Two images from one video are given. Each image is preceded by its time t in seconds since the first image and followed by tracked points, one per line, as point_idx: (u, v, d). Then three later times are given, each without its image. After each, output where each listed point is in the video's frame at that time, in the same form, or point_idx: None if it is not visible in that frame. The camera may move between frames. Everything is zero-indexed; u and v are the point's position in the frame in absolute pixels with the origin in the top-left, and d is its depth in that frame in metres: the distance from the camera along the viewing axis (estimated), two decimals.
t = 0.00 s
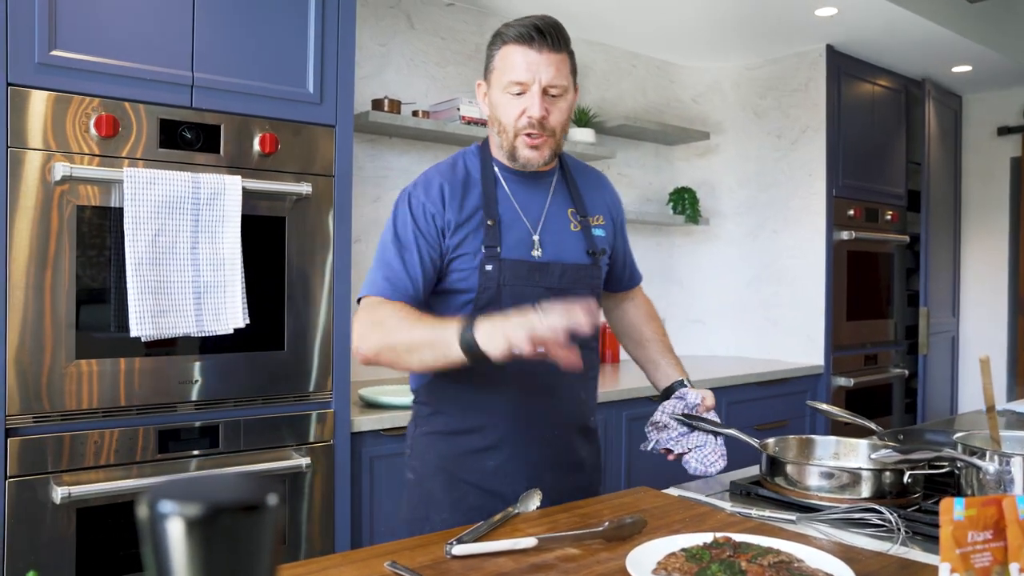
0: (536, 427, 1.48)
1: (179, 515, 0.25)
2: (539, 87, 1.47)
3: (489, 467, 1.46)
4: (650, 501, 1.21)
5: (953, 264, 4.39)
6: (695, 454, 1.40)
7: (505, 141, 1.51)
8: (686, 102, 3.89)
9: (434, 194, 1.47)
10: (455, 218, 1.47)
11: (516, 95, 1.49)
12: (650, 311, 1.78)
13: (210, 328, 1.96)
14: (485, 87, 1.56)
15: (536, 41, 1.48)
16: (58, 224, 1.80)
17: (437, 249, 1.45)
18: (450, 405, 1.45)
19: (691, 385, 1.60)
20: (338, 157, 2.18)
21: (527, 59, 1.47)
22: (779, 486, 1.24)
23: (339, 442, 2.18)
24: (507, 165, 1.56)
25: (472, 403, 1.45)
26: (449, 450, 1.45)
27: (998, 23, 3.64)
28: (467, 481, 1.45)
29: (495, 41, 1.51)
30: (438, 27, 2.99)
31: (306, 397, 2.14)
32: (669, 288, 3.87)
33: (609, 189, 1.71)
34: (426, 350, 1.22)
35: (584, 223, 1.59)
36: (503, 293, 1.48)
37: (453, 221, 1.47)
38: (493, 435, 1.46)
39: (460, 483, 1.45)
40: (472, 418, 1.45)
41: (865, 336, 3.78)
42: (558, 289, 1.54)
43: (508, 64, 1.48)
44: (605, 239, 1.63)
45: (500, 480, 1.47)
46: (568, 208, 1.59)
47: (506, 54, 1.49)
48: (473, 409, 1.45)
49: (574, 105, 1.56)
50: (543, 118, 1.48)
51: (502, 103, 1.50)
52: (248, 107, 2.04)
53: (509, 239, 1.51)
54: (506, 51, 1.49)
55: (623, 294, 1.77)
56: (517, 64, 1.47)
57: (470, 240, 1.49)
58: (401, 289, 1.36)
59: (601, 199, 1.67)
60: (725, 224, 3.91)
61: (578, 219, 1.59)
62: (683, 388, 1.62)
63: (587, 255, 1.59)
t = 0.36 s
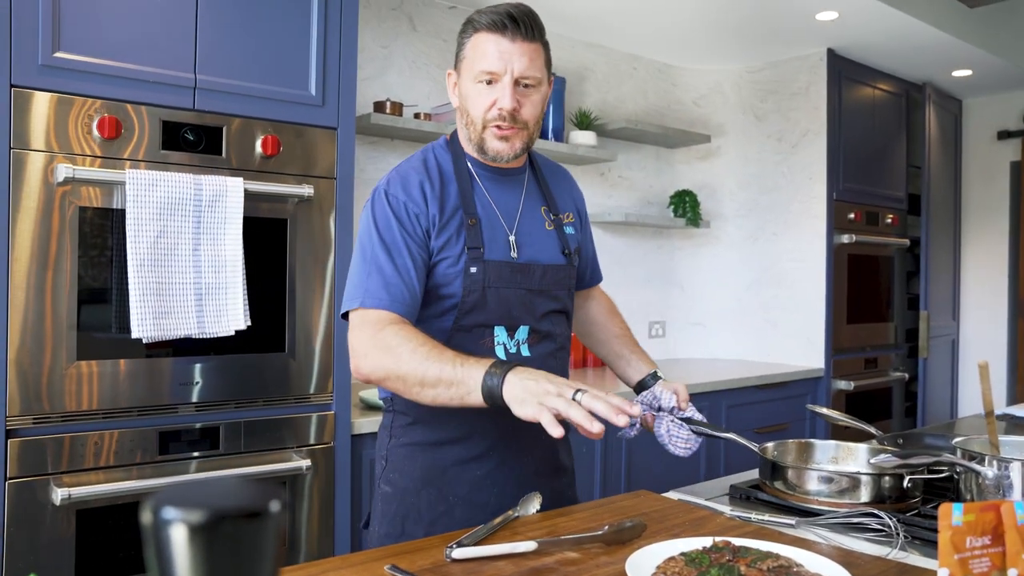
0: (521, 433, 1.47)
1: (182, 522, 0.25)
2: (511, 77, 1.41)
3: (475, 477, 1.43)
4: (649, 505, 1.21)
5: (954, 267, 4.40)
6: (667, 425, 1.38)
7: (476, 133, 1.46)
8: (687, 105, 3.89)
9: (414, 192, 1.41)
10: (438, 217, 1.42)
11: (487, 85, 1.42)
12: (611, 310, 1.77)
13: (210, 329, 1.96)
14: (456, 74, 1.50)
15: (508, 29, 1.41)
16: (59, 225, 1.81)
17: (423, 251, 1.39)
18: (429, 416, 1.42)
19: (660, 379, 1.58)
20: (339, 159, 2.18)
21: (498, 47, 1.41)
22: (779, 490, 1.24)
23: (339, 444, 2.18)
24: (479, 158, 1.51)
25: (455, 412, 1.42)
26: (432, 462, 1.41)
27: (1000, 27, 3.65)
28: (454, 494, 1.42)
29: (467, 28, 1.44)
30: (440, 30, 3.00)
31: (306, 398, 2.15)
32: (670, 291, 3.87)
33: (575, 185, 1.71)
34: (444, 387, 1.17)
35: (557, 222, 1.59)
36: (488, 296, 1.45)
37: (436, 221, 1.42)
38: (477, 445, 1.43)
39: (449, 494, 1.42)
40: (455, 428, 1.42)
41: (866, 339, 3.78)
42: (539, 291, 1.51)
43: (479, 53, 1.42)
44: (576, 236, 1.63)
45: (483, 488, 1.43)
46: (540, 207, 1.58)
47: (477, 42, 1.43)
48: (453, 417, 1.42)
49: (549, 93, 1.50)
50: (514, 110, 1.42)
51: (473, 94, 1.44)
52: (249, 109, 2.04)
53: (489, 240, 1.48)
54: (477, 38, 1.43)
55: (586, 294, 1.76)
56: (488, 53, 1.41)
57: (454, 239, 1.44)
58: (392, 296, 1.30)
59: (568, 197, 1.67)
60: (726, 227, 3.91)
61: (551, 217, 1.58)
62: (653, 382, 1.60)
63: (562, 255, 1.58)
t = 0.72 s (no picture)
0: (525, 440, 1.46)
1: (182, 531, 0.26)
2: (509, 89, 1.41)
3: (479, 482, 1.43)
4: (647, 513, 1.22)
5: (953, 274, 4.40)
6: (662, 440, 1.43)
7: (475, 143, 1.47)
8: (686, 112, 3.90)
9: (420, 200, 1.42)
10: (443, 225, 1.43)
11: (487, 96, 1.43)
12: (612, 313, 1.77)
13: (210, 336, 1.96)
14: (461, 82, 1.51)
15: (509, 40, 1.41)
16: (60, 231, 1.81)
17: (428, 259, 1.40)
18: (432, 421, 1.42)
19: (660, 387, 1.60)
20: (340, 166, 2.19)
21: (498, 58, 1.41)
22: (778, 499, 1.24)
23: (338, 450, 2.18)
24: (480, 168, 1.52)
25: (459, 417, 1.42)
26: (434, 466, 1.41)
27: (998, 35, 3.66)
28: (456, 499, 1.42)
29: (469, 37, 1.44)
30: (440, 37, 3.01)
31: (306, 405, 2.15)
32: (669, 298, 3.87)
33: (581, 192, 1.72)
34: (450, 393, 1.16)
35: (564, 229, 1.59)
36: (492, 303, 1.45)
37: (441, 228, 1.42)
38: (480, 450, 1.43)
39: (451, 500, 1.42)
40: (460, 433, 1.42)
41: (865, 346, 3.78)
42: (544, 298, 1.51)
43: (479, 63, 1.42)
44: (581, 243, 1.63)
45: (485, 494, 1.44)
46: (546, 214, 1.58)
47: (479, 52, 1.43)
48: (457, 422, 1.42)
49: (552, 106, 1.49)
50: (511, 122, 1.42)
51: (473, 103, 1.44)
52: (250, 116, 2.05)
53: (493, 246, 1.48)
54: (479, 48, 1.43)
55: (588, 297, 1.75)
56: (488, 63, 1.41)
57: (460, 247, 1.45)
58: (398, 302, 1.31)
59: (574, 204, 1.68)
60: (725, 234, 3.92)
61: (557, 224, 1.58)
62: (653, 391, 1.61)
63: (568, 262, 1.58)
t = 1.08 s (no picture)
0: (529, 440, 1.46)
1: (174, 533, 0.26)
2: (538, 93, 1.42)
3: (480, 483, 1.43)
4: (643, 516, 1.22)
5: (949, 279, 4.41)
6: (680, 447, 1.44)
7: (501, 147, 1.45)
8: (683, 117, 3.91)
9: (415, 202, 1.43)
10: (437, 230, 1.43)
11: (515, 101, 1.42)
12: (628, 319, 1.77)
13: (207, 340, 1.96)
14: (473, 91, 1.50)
15: (532, 47, 1.43)
16: (56, 236, 1.81)
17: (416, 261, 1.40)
18: (438, 421, 1.42)
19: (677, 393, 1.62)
20: (337, 171, 2.20)
21: (525, 63, 1.42)
22: (772, 502, 1.25)
23: (335, 455, 2.19)
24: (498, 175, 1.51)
25: (461, 418, 1.42)
26: (438, 467, 1.42)
27: (992, 41, 3.68)
28: (459, 501, 1.42)
29: (489, 45, 1.45)
30: (437, 43, 3.02)
31: (303, 409, 2.15)
32: (666, 302, 3.88)
33: (589, 197, 1.71)
34: (388, 335, 1.20)
35: (567, 233, 1.59)
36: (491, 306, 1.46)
37: (435, 233, 1.43)
38: (484, 451, 1.42)
39: (452, 502, 1.42)
40: (462, 434, 1.42)
41: (862, 350, 3.79)
42: (545, 300, 1.52)
43: (504, 69, 1.42)
44: (587, 248, 1.63)
45: (487, 495, 1.44)
46: (549, 218, 1.58)
47: (500, 58, 1.44)
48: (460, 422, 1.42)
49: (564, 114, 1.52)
50: (543, 125, 1.43)
51: (498, 107, 1.43)
52: (247, 121, 2.06)
53: (492, 249, 1.49)
54: (500, 55, 1.44)
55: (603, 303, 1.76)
56: (516, 68, 1.42)
57: (454, 252, 1.45)
58: (377, 299, 1.32)
59: (581, 208, 1.67)
60: (721, 238, 3.93)
61: (559, 229, 1.58)
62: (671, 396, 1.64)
63: (570, 266, 1.58)
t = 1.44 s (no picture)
0: (558, 446, 1.47)
1: (176, 543, 0.26)
2: (580, 115, 1.48)
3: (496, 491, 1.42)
4: (641, 525, 1.22)
5: (945, 286, 4.42)
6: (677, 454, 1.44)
7: (540, 163, 1.49)
8: (680, 126, 3.93)
9: (456, 209, 1.44)
10: (481, 234, 1.45)
11: (558, 118, 1.48)
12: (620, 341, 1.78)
13: (205, 350, 1.97)
14: (510, 105, 1.52)
15: (577, 72, 1.50)
16: (55, 246, 1.82)
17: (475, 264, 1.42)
18: (468, 431, 1.42)
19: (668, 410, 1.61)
20: (335, 181, 2.21)
21: (571, 86, 1.48)
22: (769, 510, 1.25)
23: (334, 464, 2.19)
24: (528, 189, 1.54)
25: (484, 425, 1.42)
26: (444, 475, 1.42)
27: (986, 50, 3.70)
28: (493, 506, 1.43)
29: (535, 63, 1.50)
30: (435, 52, 3.03)
31: (301, 418, 2.15)
32: (664, 310, 3.89)
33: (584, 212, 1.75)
34: (536, 314, 1.23)
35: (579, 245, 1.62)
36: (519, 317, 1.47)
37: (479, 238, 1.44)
38: (518, 457, 1.43)
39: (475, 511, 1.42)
40: (487, 441, 1.42)
41: (859, 358, 3.80)
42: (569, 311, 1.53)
43: (551, 87, 1.47)
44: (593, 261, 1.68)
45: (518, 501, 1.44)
46: (563, 232, 1.61)
47: (547, 78, 1.48)
48: (487, 429, 1.42)
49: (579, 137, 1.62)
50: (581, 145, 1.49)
51: (544, 124, 1.47)
52: (246, 131, 2.06)
53: (524, 261, 1.50)
54: (548, 76, 1.48)
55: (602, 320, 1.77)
56: (563, 88, 1.48)
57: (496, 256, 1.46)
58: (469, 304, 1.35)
59: (584, 224, 1.71)
60: (719, 246, 3.94)
61: (573, 241, 1.61)
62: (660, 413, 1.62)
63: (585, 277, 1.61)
